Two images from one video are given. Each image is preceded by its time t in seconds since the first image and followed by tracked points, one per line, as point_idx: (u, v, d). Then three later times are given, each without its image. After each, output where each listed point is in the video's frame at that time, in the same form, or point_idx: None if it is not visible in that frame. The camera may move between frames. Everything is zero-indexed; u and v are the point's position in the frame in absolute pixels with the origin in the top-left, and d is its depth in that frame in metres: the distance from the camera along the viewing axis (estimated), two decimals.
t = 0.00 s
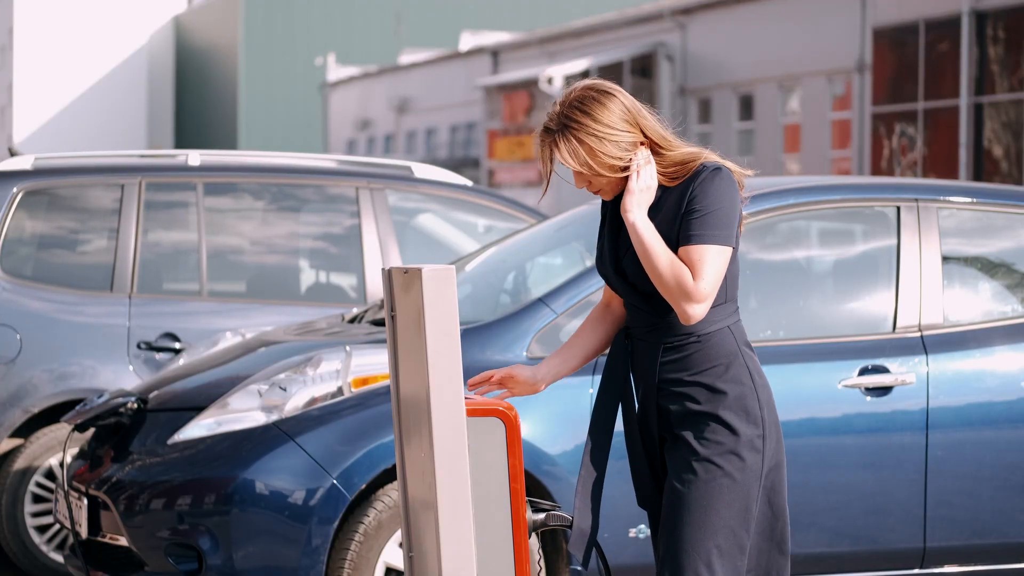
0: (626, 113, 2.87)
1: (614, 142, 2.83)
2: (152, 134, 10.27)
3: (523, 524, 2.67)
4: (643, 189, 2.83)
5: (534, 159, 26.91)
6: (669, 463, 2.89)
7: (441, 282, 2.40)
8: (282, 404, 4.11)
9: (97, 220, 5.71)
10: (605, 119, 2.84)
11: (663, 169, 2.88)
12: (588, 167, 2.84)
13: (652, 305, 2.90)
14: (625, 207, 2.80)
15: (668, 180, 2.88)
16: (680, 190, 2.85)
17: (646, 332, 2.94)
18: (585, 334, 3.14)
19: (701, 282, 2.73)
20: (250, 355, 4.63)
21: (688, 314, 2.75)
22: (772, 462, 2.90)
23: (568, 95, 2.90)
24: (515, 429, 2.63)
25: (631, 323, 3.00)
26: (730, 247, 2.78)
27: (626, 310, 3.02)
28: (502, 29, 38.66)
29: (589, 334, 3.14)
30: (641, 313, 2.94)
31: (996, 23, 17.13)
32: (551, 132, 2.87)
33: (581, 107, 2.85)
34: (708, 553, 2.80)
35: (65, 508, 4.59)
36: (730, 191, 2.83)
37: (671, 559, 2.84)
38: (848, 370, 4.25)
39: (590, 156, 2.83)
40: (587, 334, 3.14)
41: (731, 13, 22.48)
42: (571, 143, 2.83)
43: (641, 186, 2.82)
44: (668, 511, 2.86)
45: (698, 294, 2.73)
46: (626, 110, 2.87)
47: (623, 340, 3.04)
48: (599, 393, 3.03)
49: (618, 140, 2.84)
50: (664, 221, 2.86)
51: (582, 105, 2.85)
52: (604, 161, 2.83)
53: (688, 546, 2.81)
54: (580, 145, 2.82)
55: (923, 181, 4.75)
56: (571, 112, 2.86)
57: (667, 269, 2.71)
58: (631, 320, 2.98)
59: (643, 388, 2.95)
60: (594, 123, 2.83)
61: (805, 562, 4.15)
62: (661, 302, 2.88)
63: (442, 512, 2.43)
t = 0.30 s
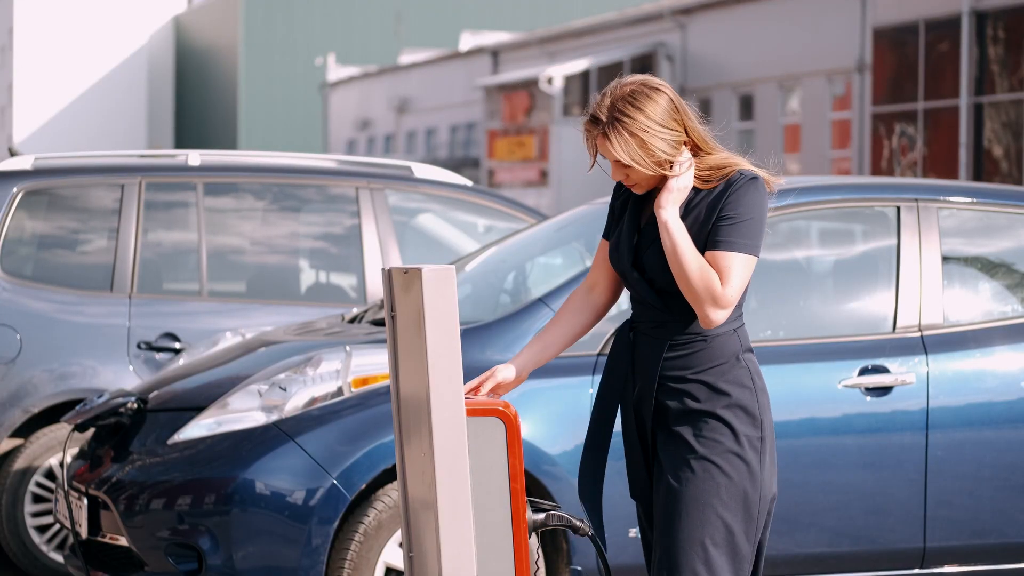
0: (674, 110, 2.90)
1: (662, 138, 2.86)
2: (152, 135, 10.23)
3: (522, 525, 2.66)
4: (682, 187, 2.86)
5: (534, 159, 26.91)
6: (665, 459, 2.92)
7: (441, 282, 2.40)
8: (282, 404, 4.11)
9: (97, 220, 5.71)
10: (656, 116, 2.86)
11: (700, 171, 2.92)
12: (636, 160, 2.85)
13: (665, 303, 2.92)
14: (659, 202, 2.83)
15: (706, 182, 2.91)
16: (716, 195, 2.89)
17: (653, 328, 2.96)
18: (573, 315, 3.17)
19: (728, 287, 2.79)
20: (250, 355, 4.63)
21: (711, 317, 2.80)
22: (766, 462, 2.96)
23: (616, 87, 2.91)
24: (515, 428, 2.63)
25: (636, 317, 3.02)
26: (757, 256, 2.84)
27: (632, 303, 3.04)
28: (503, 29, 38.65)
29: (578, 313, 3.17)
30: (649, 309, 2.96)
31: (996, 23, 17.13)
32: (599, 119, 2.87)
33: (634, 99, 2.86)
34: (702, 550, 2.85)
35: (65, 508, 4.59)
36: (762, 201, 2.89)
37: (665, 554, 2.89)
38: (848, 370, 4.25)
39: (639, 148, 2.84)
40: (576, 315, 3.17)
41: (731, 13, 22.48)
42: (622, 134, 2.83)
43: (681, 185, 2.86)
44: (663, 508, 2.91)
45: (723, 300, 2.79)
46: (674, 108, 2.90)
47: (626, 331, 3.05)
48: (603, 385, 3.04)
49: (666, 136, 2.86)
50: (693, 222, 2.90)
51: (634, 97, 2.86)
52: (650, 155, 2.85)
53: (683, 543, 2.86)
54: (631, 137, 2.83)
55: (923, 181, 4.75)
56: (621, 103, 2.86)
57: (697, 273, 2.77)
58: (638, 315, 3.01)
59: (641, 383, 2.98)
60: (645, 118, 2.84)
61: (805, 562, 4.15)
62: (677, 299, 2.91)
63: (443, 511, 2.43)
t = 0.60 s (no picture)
0: (688, 111, 2.90)
1: (676, 137, 2.86)
2: (151, 135, 10.22)
3: (523, 525, 2.66)
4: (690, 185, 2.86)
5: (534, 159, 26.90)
6: (664, 458, 2.93)
7: (441, 282, 2.40)
8: (282, 404, 4.11)
9: (96, 220, 5.71)
10: (671, 115, 2.86)
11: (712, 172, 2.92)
12: (651, 156, 2.84)
13: (667, 303, 2.93)
14: (671, 203, 2.85)
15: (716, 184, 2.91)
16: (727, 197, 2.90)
17: (654, 328, 2.97)
18: (573, 313, 3.17)
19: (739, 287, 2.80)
20: (250, 356, 4.63)
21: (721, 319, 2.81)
22: (765, 463, 2.98)
23: (631, 85, 2.91)
24: (515, 428, 2.63)
25: (636, 315, 3.02)
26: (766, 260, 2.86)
27: (632, 302, 3.04)
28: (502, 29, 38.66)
29: (578, 312, 3.17)
30: (650, 308, 2.97)
31: (996, 23, 17.13)
32: (615, 117, 2.86)
33: (650, 98, 2.86)
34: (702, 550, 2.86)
35: (66, 508, 4.59)
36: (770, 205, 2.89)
37: (663, 554, 2.89)
38: (848, 370, 4.25)
39: (655, 147, 2.84)
40: (576, 314, 3.17)
41: (731, 13, 22.49)
42: (638, 131, 2.83)
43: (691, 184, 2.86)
44: (662, 506, 2.91)
45: (734, 303, 2.79)
46: (688, 109, 2.90)
47: (624, 330, 3.06)
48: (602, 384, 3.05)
49: (680, 136, 2.87)
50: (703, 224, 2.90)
51: (650, 97, 2.87)
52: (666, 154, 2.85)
53: (682, 542, 2.87)
54: (647, 134, 2.83)
55: (923, 181, 4.75)
56: (637, 101, 2.86)
57: (710, 275, 2.77)
58: (638, 314, 3.01)
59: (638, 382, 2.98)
60: (661, 116, 2.84)
61: (805, 562, 4.15)
62: (680, 299, 2.91)
63: (443, 511, 2.43)
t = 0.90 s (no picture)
0: (685, 103, 2.91)
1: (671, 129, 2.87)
2: (151, 135, 10.22)
3: (522, 525, 2.66)
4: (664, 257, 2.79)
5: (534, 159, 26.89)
6: (656, 459, 2.93)
7: (441, 282, 2.40)
8: (282, 404, 4.11)
9: (96, 220, 5.71)
10: (669, 105, 2.87)
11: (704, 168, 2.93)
12: (644, 145, 2.85)
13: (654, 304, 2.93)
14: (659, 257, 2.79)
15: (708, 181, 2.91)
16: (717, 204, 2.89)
17: (642, 329, 2.97)
18: (570, 315, 3.16)
19: (756, 307, 2.82)
20: (250, 356, 4.63)
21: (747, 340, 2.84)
22: (759, 462, 2.98)
23: (630, 74, 2.93)
24: (515, 428, 2.63)
25: (623, 318, 3.02)
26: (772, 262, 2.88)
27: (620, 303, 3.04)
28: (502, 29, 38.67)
29: (575, 314, 3.16)
30: (637, 309, 2.97)
31: (996, 23, 17.14)
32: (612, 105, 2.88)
33: (647, 87, 2.87)
34: (697, 550, 2.86)
35: (66, 508, 4.59)
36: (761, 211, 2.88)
37: (658, 555, 2.90)
38: (848, 370, 4.25)
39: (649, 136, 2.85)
40: (572, 316, 3.16)
41: (731, 13, 22.49)
42: (632, 120, 2.85)
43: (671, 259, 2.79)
44: (655, 508, 2.92)
45: (757, 322, 2.82)
46: (687, 102, 2.91)
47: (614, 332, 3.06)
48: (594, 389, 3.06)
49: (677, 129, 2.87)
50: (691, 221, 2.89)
51: (648, 85, 2.87)
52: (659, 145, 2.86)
53: (676, 543, 2.86)
54: (642, 123, 2.85)
55: (923, 181, 4.75)
56: (635, 89, 2.88)
57: (732, 312, 2.79)
58: (625, 315, 3.01)
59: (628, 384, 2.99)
60: (658, 105, 2.85)
61: (805, 562, 4.15)
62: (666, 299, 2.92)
63: (443, 512, 2.44)
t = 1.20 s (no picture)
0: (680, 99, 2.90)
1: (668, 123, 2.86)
2: (151, 134, 10.21)
3: (522, 524, 2.66)
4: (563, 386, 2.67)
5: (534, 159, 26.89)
6: (645, 459, 2.94)
7: (441, 282, 2.40)
8: (282, 404, 4.10)
9: (96, 220, 5.71)
10: (667, 100, 2.87)
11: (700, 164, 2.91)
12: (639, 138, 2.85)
13: (638, 302, 2.95)
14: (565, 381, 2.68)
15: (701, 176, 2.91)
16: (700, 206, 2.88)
17: (625, 328, 2.99)
18: (565, 316, 3.16)
19: (698, 327, 2.82)
20: (250, 355, 4.63)
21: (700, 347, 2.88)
22: (749, 459, 2.98)
23: (625, 67, 2.92)
24: (514, 428, 2.64)
25: (610, 319, 3.03)
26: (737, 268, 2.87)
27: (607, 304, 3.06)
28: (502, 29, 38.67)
29: (570, 314, 3.17)
30: (622, 308, 2.99)
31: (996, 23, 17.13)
32: (607, 98, 2.87)
33: (643, 82, 2.86)
34: (687, 550, 2.86)
35: (65, 508, 4.59)
36: (738, 215, 2.89)
37: (649, 555, 2.90)
38: (848, 371, 4.25)
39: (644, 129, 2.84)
40: (568, 317, 3.16)
41: (731, 13, 22.49)
42: (631, 111, 2.83)
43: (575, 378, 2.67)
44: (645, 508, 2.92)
45: (705, 339, 2.83)
46: (684, 98, 2.91)
47: (603, 333, 3.07)
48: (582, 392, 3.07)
49: (674, 124, 2.87)
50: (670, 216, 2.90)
51: (647, 79, 2.87)
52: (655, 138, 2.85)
53: (666, 543, 2.87)
54: (638, 115, 2.83)
55: (923, 181, 4.75)
56: (633, 81, 2.86)
57: (676, 350, 2.82)
58: (611, 315, 3.03)
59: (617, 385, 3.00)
60: (657, 99, 2.85)
61: (805, 562, 4.15)
62: (648, 297, 2.94)
63: (443, 512, 2.44)
